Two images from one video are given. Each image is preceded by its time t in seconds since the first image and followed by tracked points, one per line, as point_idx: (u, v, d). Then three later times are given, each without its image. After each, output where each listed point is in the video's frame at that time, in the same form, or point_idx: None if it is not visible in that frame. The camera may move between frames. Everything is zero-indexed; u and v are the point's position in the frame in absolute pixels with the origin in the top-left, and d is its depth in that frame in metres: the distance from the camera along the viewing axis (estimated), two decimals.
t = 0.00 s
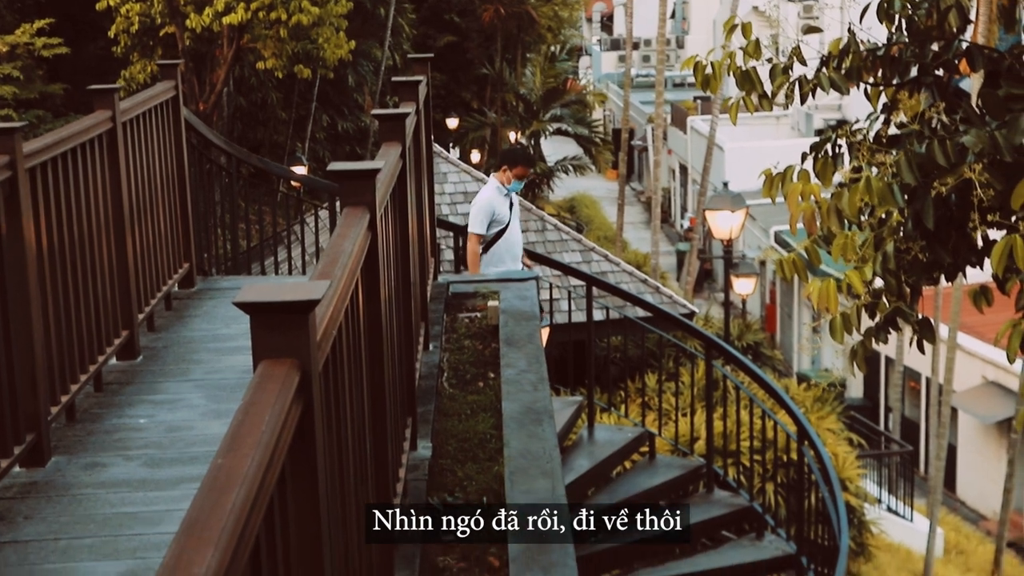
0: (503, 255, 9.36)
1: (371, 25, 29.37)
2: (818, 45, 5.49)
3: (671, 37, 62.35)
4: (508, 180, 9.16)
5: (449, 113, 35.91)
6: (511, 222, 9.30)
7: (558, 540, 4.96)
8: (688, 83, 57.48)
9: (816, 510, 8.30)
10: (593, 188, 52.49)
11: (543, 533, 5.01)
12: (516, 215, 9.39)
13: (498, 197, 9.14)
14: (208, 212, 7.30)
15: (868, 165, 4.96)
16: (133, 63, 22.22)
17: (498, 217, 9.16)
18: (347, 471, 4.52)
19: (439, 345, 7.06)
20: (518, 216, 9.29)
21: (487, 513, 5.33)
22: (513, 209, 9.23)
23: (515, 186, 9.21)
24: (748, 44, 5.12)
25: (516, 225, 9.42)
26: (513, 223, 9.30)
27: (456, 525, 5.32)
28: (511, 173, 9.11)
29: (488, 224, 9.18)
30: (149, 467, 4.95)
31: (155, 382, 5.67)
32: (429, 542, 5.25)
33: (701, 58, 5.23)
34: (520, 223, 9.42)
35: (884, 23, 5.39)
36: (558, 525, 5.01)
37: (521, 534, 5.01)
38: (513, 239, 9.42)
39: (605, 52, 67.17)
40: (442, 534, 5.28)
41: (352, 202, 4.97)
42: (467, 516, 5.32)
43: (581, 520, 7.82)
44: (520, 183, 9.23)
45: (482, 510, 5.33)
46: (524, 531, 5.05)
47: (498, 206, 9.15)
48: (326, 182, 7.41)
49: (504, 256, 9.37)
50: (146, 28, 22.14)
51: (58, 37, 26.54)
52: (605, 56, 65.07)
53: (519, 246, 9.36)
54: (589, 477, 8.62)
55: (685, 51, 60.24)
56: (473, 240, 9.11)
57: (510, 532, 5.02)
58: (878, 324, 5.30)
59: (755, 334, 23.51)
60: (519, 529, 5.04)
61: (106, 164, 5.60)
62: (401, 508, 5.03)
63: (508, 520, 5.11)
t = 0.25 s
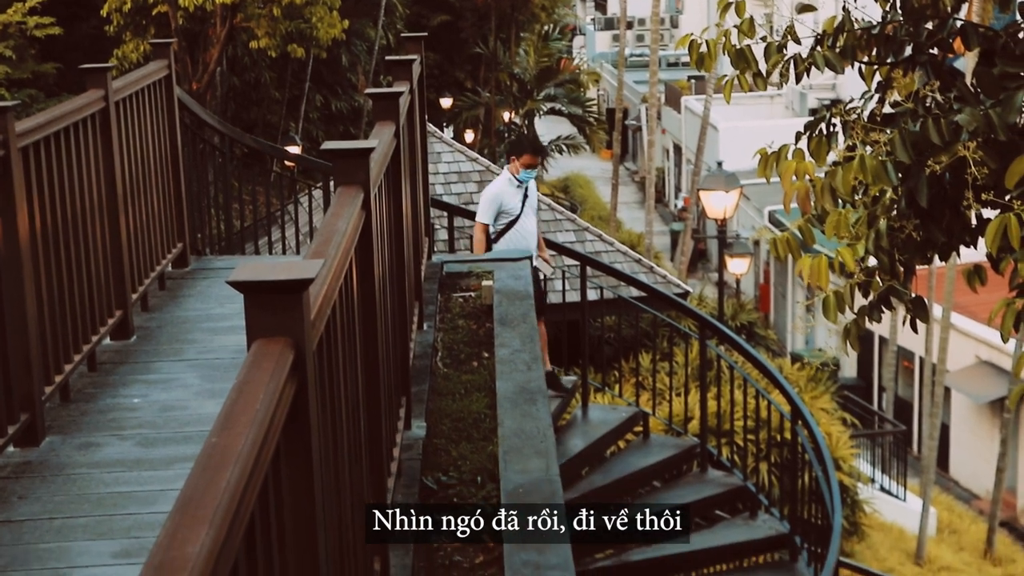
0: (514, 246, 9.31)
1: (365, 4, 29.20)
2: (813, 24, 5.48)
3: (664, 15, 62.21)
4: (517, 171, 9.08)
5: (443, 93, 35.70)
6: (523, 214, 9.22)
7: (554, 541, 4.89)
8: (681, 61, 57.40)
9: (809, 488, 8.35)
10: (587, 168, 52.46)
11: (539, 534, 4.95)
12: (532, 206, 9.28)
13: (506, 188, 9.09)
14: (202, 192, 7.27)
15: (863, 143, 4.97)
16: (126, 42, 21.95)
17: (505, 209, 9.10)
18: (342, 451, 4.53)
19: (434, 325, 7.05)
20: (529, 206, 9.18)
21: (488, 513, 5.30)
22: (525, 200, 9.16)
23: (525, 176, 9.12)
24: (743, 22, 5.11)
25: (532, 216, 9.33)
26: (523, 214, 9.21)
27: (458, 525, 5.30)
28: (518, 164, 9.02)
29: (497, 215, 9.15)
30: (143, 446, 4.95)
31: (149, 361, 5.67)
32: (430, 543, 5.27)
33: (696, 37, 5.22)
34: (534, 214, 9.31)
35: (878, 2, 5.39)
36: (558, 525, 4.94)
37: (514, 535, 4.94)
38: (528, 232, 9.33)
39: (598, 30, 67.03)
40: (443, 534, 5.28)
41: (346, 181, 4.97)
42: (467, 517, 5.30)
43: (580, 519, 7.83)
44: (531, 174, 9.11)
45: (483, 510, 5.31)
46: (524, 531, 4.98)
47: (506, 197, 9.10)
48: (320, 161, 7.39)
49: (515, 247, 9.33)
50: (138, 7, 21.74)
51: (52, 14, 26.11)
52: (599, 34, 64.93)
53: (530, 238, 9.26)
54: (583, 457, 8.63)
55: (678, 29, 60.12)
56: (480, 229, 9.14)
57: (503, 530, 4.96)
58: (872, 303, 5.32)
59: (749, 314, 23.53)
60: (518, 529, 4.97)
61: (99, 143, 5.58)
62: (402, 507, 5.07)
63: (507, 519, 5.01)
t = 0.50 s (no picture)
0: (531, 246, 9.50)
1: None
2: (806, 12, 5.47)
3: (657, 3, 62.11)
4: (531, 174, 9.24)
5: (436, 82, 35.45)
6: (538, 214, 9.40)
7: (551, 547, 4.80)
8: (674, 50, 57.33)
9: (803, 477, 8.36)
10: (580, 157, 52.41)
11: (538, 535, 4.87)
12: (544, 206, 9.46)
13: (521, 191, 9.24)
14: (194, 180, 7.26)
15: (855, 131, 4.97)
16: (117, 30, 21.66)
17: (522, 211, 9.28)
18: (334, 439, 4.53)
19: (426, 312, 6.98)
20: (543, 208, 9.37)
21: (486, 513, 5.42)
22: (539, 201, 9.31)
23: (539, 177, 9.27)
24: (736, 10, 5.10)
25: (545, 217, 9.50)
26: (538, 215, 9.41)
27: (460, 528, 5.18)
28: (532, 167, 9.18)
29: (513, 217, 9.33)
30: (136, 435, 4.95)
31: (141, 350, 5.67)
32: (429, 544, 5.32)
33: (689, 25, 5.21)
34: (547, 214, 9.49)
35: None
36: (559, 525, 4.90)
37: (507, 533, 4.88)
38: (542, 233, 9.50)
39: (591, 18, 66.91)
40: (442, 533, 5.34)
41: (339, 170, 4.96)
42: (467, 517, 5.40)
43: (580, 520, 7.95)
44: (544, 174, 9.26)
45: (483, 510, 5.42)
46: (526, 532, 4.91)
47: (521, 199, 9.26)
48: (313, 150, 7.37)
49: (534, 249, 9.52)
50: None
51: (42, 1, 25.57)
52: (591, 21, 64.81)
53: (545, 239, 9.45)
54: (577, 446, 8.64)
55: (671, 17, 60.02)
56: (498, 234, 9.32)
57: (499, 528, 4.90)
58: (863, 291, 5.33)
59: (742, 303, 23.53)
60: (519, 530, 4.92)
61: (91, 131, 5.57)
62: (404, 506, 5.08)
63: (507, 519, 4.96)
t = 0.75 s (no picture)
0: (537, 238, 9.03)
1: None
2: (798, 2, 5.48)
3: None
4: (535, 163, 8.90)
5: (429, 72, 35.35)
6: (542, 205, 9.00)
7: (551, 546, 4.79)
8: (666, 41, 57.36)
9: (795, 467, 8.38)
10: (572, 148, 52.43)
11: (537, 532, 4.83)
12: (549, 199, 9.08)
13: (525, 178, 8.88)
14: (186, 171, 7.24)
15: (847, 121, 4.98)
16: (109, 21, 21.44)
17: (527, 199, 8.88)
18: (327, 429, 4.53)
19: (417, 304, 6.96)
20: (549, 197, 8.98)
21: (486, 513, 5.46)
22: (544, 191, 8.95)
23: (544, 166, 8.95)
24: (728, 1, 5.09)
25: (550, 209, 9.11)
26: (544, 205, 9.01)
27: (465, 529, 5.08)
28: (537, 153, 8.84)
29: (518, 207, 8.92)
30: (128, 425, 4.95)
31: (132, 340, 5.66)
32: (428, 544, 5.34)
33: (681, 15, 5.20)
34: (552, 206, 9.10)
35: None
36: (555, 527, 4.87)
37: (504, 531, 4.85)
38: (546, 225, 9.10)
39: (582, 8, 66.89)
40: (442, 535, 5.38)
41: (331, 160, 4.96)
42: (467, 518, 5.46)
43: (577, 520, 8.03)
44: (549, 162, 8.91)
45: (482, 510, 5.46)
46: (524, 531, 4.87)
47: (526, 187, 8.89)
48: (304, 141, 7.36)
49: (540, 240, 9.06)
50: None
51: None
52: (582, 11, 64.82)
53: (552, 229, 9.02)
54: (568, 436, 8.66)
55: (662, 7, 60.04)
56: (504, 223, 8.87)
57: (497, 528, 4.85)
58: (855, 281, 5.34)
59: (735, 294, 23.54)
60: (517, 530, 4.86)
61: (83, 121, 5.57)
62: (404, 507, 5.06)
63: (506, 519, 4.91)
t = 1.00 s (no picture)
0: (541, 246, 8.25)
1: None
2: None
3: None
4: (535, 166, 8.18)
5: (415, 59, 35.14)
6: (545, 210, 8.25)
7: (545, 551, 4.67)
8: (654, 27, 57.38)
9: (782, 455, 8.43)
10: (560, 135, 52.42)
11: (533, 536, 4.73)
12: (553, 204, 8.32)
13: (525, 183, 8.15)
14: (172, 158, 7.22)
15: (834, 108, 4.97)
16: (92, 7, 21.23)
17: (527, 205, 8.12)
18: (313, 416, 4.53)
19: (405, 290, 6.95)
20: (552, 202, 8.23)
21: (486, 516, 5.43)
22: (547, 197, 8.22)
23: (545, 171, 8.23)
24: None
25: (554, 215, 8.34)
26: (546, 211, 8.25)
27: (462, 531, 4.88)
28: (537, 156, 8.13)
29: (518, 214, 8.16)
30: (114, 412, 4.94)
31: (119, 328, 5.65)
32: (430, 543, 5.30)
33: (669, 2, 5.18)
34: (556, 211, 8.33)
35: None
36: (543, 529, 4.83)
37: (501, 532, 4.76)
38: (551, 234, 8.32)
39: None
40: (442, 534, 5.34)
41: (318, 146, 4.94)
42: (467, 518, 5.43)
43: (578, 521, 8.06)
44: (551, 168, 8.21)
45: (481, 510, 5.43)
46: (523, 532, 4.77)
47: (526, 192, 8.15)
48: (291, 128, 7.34)
49: (544, 248, 8.27)
50: None
51: None
52: None
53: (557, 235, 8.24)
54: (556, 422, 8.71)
55: None
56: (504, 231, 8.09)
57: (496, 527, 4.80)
58: (842, 267, 5.35)
59: (722, 280, 23.57)
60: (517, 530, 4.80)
61: (68, 109, 5.55)
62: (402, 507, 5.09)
63: (507, 519, 4.84)
